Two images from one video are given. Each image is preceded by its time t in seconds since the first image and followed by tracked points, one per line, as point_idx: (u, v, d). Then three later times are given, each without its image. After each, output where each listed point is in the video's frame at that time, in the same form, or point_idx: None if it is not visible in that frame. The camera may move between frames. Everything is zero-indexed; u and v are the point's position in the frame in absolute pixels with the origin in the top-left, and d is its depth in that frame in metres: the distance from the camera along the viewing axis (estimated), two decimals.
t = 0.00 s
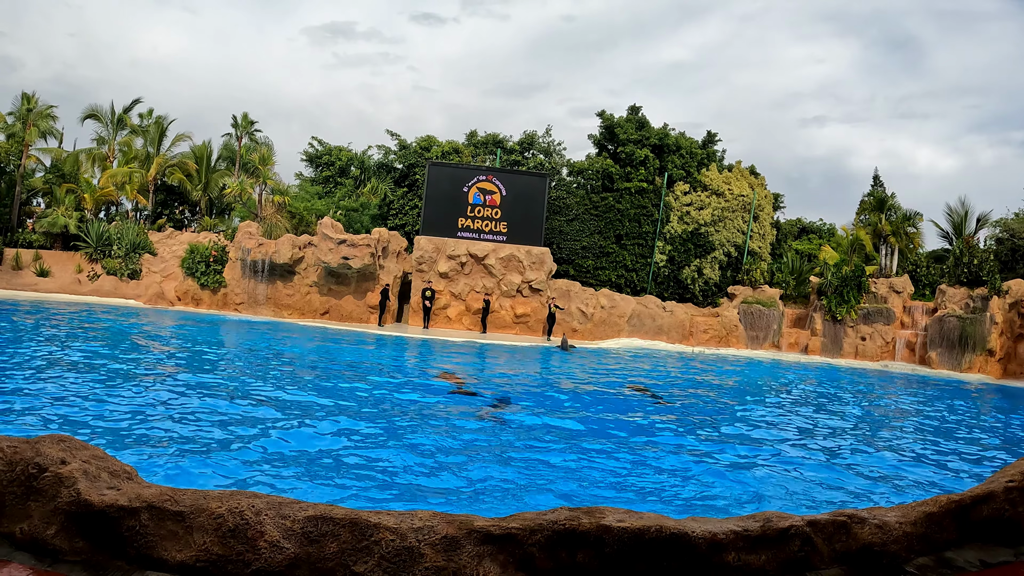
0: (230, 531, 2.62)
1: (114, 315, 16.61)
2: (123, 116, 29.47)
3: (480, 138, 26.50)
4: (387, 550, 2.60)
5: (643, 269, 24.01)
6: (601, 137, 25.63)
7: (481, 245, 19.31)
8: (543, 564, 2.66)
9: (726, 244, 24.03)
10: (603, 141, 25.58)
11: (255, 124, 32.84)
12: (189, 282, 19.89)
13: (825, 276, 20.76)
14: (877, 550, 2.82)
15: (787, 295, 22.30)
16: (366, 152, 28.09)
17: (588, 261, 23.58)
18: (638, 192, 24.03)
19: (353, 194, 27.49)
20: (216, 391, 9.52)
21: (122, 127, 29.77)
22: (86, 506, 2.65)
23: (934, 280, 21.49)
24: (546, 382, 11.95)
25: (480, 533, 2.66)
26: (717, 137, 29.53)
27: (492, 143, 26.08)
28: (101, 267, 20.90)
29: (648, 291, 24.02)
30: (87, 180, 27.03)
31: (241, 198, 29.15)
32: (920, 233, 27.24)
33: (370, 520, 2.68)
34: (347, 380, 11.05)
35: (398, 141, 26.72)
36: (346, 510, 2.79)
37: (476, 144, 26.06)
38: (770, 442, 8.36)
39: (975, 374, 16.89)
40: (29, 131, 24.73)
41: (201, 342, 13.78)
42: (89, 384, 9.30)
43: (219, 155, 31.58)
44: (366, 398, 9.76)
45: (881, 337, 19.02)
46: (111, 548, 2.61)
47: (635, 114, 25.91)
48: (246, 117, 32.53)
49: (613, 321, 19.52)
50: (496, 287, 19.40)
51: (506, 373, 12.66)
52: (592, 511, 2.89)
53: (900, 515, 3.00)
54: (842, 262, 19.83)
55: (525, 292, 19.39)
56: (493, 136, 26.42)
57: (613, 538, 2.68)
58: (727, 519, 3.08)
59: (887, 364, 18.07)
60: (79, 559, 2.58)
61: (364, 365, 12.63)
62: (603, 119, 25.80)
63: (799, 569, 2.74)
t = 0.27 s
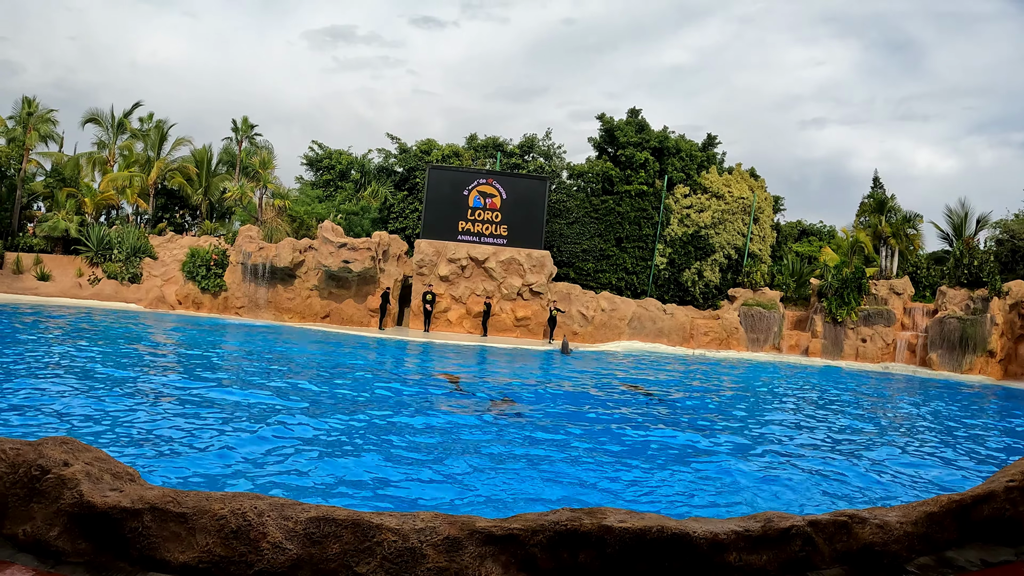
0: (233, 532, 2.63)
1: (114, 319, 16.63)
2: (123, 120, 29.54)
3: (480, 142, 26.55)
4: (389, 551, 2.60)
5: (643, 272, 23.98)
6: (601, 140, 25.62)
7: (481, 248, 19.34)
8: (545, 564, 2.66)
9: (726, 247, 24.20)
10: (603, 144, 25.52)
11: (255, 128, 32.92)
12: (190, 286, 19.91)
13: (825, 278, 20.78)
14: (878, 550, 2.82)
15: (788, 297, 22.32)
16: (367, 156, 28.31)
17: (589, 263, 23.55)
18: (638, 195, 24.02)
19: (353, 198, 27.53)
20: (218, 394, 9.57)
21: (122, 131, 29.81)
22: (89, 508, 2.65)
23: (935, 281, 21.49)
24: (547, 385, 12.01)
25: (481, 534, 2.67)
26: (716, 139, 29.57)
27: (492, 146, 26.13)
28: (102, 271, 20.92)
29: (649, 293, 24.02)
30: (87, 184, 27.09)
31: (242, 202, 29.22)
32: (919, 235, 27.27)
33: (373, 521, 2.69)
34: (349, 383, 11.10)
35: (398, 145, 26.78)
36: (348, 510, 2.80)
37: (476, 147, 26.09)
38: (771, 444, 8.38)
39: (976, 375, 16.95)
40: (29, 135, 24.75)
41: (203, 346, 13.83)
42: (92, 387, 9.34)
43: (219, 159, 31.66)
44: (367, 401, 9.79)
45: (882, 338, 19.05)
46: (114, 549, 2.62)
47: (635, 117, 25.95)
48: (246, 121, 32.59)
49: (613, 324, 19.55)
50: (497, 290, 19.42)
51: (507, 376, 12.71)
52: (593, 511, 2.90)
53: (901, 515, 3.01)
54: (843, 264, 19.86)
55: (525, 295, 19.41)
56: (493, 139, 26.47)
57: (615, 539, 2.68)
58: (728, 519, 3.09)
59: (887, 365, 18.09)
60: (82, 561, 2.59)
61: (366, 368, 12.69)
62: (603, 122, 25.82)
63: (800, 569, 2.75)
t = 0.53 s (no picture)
0: (236, 534, 2.64)
1: (116, 323, 16.65)
2: (124, 124, 29.61)
3: (480, 145, 26.60)
4: (391, 552, 2.61)
5: (644, 274, 24.02)
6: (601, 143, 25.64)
7: (482, 251, 19.35)
8: (547, 564, 2.67)
9: (726, 249, 24.33)
10: (603, 146, 25.55)
11: (256, 131, 32.99)
12: (191, 290, 19.92)
13: (826, 280, 20.77)
14: (880, 550, 2.82)
15: (789, 299, 22.32)
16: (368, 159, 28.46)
17: (589, 266, 23.44)
18: (638, 197, 24.01)
19: (354, 201, 27.57)
20: (219, 397, 9.61)
21: (123, 135, 29.87)
22: (93, 510, 2.67)
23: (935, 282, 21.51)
24: (548, 387, 12.04)
25: (484, 535, 2.67)
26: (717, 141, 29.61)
27: (492, 149, 26.17)
28: (103, 275, 20.94)
29: (650, 296, 24.04)
30: (88, 188, 27.13)
31: (243, 205, 29.30)
32: (920, 236, 27.28)
33: (375, 522, 2.70)
34: (350, 386, 11.14)
35: (398, 148, 26.83)
36: (351, 512, 2.80)
37: (477, 150, 26.14)
38: (773, 446, 8.39)
39: (977, 377, 16.95)
40: (30, 139, 24.79)
41: (204, 349, 13.88)
42: (94, 390, 9.39)
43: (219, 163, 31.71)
44: (369, 404, 9.81)
45: (883, 340, 19.05)
46: (117, 552, 2.63)
47: (635, 119, 25.98)
48: (246, 125, 32.66)
49: (614, 327, 19.54)
50: (497, 293, 19.42)
51: (508, 378, 12.74)
52: (595, 512, 2.90)
53: (903, 514, 3.02)
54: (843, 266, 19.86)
55: (526, 297, 19.42)
56: (493, 142, 26.52)
57: (617, 539, 2.69)
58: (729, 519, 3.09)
59: (889, 367, 18.09)
60: (85, 562, 2.60)
61: (367, 371, 12.73)
62: (603, 124, 25.82)
63: (802, 569, 2.75)
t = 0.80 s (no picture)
0: (236, 535, 2.63)
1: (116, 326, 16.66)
2: (124, 128, 29.66)
3: (480, 148, 26.63)
4: (392, 553, 2.60)
5: (644, 277, 24.05)
6: (601, 145, 25.68)
7: (482, 254, 19.34)
8: (548, 565, 2.67)
9: (727, 250, 24.13)
10: (603, 149, 25.62)
11: (256, 134, 33.04)
12: (191, 293, 19.93)
13: (826, 281, 20.76)
14: (880, 549, 2.82)
15: (789, 301, 22.36)
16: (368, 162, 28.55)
17: (589, 269, 23.54)
18: (638, 200, 24.11)
19: (354, 204, 27.61)
20: (219, 399, 9.63)
21: (123, 138, 29.91)
22: (93, 511, 2.66)
23: (935, 283, 21.53)
24: (548, 389, 12.04)
25: (485, 536, 2.67)
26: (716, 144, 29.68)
27: (492, 152, 26.20)
28: (103, 278, 20.95)
29: (650, 298, 24.07)
30: (88, 191, 27.15)
31: (243, 208, 29.37)
32: (920, 237, 27.29)
33: (376, 523, 2.69)
34: (350, 388, 11.16)
35: (398, 151, 26.87)
36: (351, 512, 2.80)
37: (476, 153, 26.19)
38: (774, 447, 8.40)
39: (977, 377, 16.99)
40: (30, 142, 24.79)
41: (204, 352, 13.89)
42: (93, 393, 9.40)
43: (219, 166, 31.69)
44: (369, 407, 9.82)
45: (883, 341, 19.08)
46: (118, 553, 2.64)
47: (635, 122, 26.00)
48: (247, 128, 32.70)
49: (614, 329, 19.52)
50: (497, 296, 19.41)
51: (508, 380, 12.74)
52: (596, 512, 2.90)
53: (903, 514, 3.02)
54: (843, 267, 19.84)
55: (526, 300, 19.42)
56: (493, 145, 26.56)
57: (617, 540, 2.69)
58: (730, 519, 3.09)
59: (889, 368, 18.10)
60: (86, 564, 2.61)
61: (367, 373, 12.74)
62: (603, 127, 25.84)
63: (803, 569, 2.75)
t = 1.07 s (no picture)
0: (238, 538, 2.63)
1: (117, 330, 16.66)
2: (125, 132, 29.73)
3: (480, 151, 26.66)
4: (395, 556, 2.61)
5: (645, 279, 24.02)
6: (601, 148, 25.74)
7: (483, 257, 19.35)
8: (551, 567, 2.67)
9: (727, 253, 24.19)
10: (603, 151, 25.67)
11: (257, 138, 33.11)
12: (192, 297, 19.93)
13: (827, 283, 20.75)
14: (883, 550, 2.83)
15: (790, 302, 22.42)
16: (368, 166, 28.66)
17: (590, 271, 23.41)
18: (639, 202, 24.18)
19: (355, 208, 27.65)
20: (221, 403, 9.64)
21: (124, 142, 29.97)
22: (94, 515, 2.67)
23: (936, 284, 21.54)
24: (550, 392, 12.05)
25: (487, 538, 2.67)
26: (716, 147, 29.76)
27: (493, 154, 26.24)
28: (104, 282, 20.97)
29: (651, 300, 24.06)
30: (89, 195, 27.18)
31: (244, 212, 29.47)
32: (921, 239, 27.27)
33: (378, 526, 2.69)
34: (351, 391, 11.17)
35: (399, 154, 26.91)
36: (354, 515, 2.79)
37: (477, 156, 26.24)
38: (775, 448, 8.39)
39: (979, 378, 17.06)
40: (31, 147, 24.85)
41: (205, 356, 13.90)
42: (94, 397, 9.41)
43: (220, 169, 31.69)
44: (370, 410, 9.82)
45: (885, 342, 19.04)
46: (120, 557, 2.64)
47: (635, 124, 26.02)
48: (248, 132, 32.78)
49: (616, 331, 19.48)
50: (498, 299, 19.40)
51: (510, 383, 12.75)
52: (599, 515, 2.90)
53: (907, 515, 3.01)
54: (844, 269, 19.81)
55: (527, 303, 19.41)
56: (494, 148, 26.60)
57: (620, 542, 2.69)
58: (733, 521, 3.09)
59: (890, 370, 18.09)
60: (88, 568, 2.61)
61: (368, 376, 12.75)
62: (603, 129, 25.84)
63: (806, 570, 2.75)
